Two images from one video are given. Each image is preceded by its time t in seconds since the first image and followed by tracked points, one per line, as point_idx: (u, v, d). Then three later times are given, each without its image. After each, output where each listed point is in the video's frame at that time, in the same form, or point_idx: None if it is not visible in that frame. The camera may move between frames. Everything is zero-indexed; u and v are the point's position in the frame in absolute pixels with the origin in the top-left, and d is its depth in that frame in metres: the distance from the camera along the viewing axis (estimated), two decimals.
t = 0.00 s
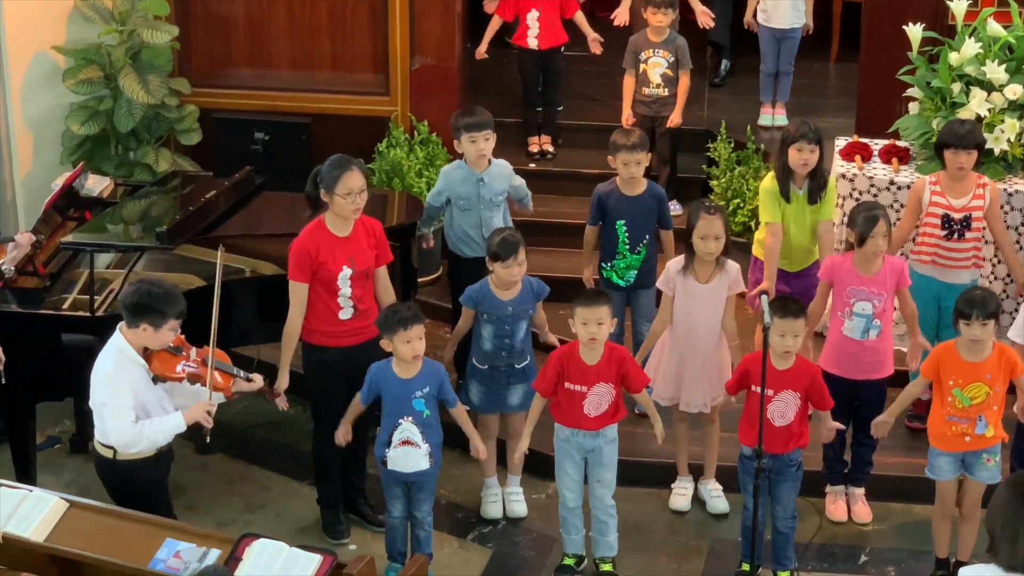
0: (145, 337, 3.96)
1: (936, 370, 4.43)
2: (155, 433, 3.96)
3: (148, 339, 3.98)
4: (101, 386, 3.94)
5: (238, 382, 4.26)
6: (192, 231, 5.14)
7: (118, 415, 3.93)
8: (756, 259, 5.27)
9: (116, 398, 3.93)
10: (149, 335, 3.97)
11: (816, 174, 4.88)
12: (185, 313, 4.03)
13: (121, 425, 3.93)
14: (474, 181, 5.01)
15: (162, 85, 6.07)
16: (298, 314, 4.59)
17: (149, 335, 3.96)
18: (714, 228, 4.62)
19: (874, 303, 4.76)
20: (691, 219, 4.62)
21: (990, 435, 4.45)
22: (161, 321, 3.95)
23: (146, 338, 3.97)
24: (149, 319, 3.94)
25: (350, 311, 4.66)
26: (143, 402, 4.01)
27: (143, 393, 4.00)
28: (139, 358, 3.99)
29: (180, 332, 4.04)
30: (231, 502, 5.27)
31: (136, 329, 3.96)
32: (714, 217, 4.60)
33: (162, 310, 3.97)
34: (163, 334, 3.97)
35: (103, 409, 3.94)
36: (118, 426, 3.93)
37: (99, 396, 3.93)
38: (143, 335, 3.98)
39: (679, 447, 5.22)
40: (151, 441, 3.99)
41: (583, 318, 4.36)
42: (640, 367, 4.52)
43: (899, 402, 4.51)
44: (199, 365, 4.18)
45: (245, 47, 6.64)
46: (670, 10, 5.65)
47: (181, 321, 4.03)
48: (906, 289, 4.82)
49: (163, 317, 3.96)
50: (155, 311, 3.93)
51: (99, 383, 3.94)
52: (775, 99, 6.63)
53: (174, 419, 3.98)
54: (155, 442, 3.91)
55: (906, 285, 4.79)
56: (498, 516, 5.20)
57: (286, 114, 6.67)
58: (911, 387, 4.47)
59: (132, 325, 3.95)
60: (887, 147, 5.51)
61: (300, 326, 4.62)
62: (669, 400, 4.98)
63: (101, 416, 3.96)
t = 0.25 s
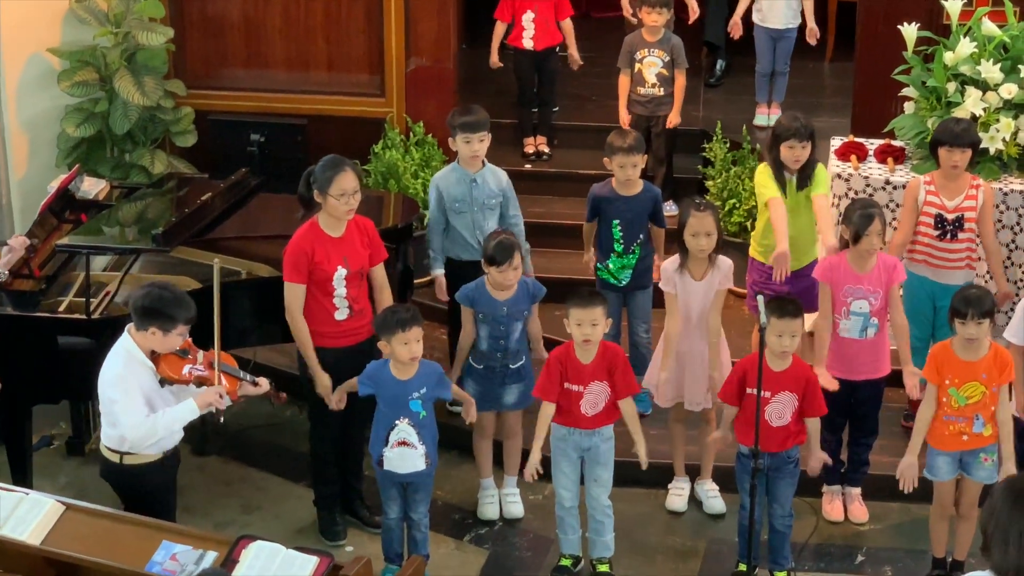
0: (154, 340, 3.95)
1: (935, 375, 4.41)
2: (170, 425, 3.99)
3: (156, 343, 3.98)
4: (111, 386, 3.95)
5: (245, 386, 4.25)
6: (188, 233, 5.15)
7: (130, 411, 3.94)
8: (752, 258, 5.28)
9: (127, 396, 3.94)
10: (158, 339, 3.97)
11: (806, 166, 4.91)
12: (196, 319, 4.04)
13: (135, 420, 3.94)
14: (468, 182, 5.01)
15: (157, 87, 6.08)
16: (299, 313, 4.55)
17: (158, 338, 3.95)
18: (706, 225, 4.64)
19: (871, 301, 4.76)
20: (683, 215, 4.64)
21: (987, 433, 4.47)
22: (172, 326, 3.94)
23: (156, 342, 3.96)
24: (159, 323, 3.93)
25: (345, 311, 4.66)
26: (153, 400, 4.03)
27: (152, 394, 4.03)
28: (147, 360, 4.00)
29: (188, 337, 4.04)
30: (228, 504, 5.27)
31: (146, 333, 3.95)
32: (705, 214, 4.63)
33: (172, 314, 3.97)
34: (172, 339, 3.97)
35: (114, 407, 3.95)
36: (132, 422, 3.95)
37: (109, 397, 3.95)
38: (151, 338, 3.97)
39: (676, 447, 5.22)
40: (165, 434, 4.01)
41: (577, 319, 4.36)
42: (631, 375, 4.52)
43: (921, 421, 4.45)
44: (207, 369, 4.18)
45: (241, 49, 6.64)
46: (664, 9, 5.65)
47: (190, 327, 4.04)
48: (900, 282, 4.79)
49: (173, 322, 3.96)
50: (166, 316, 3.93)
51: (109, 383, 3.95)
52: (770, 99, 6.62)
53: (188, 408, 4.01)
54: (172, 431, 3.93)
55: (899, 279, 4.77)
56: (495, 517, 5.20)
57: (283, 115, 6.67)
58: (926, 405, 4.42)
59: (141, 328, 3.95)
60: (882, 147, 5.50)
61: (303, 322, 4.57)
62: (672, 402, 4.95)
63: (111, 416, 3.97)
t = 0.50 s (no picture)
0: (149, 340, 3.97)
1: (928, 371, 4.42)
2: (167, 413, 3.97)
3: (152, 343, 4.00)
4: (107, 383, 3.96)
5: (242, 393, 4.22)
6: (179, 238, 5.14)
7: (128, 402, 3.93)
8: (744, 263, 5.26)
9: (124, 389, 3.94)
10: (154, 339, 3.99)
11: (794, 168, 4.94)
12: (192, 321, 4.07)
13: (134, 410, 3.93)
14: (458, 181, 5.03)
15: (147, 92, 6.08)
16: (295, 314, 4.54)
17: (153, 338, 3.97)
18: (694, 223, 4.69)
19: (861, 298, 4.81)
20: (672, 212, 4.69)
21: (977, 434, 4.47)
22: (167, 326, 3.97)
23: (152, 341, 3.98)
24: (155, 322, 3.95)
25: (335, 314, 4.65)
26: (149, 398, 4.04)
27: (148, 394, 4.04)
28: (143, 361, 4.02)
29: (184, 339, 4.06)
30: (219, 509, 5.26)
31: (142, 332, 3.97)
32: (694, 211, 4.68)
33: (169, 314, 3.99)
34: (167, 339, 3.99)
35: (112, 401, 3.96)
36: (131, 413, 3.94)
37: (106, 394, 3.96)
38: (148, 338, 3.99)
39: (668, 451, 5.22)
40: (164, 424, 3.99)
41: (570, 324, 4.40)
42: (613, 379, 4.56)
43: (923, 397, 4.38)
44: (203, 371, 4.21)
45: (231, 53, 6.64)
46: (654, 12, 5.64)
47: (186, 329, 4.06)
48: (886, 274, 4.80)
49: (169, 322, 3.98)
50: (162, 315, 3.95)
51: (106, 380, 3.96)
52: (760, 101, 6.63)
53: (185, 396, 4.00)
54: (171, 417, 3.92)
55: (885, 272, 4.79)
56: (486, 521, 5.20)
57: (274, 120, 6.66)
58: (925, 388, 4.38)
59: (138, 326, 3.96)
60: (872, 149, 5.43)
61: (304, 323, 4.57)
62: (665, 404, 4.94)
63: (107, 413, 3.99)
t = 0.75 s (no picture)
0: (130, 337, 4.01)
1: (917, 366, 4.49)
2: (148, 406, 3.98)
3: (136, 342, 4.04)
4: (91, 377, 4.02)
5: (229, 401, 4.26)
6: (168, 245, 5.13)
7: (109, 395, 3.99)
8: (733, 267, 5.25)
9: (107, 383, 4.00)
10: (136, 337, 4.02)
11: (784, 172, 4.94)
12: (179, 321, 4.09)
13: (114, 402, 3.98)
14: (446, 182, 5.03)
15: (135, 100, 6.07)
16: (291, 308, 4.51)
17: (134, 336, 4.01)
18: (680, 225, 4.74)
19: (850, 299, 4.82)
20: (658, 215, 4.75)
21: (968, 433, 4.50)
22: (148, 325, 3.99)
23: (135, 340, 4.03)
24: (136, 321, 3.99)
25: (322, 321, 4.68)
26: (132, 394, 4.08)
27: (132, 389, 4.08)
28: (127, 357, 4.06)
29: (168, 340, 4.08)
30: (208, 516, 5.25)
31: (126, 331, 4.02)
32: (680, 214, 4.71)
33: (151, 314, 4.01)
34: (148, 339, 4.02)
35: (94, 394, 4.01)
36: (111, 406, 3.99)
37: (89, 386, 4.01)
38: (132, 336, 4.03)
39: (657, 456, 5.23)
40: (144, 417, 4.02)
41: (559, 332, 4.46)
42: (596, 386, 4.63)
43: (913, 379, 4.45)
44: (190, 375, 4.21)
45: (219, 61, 6.63)
46: (641, 18, 5.62)
47: (173, 328, 4.08)
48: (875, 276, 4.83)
49: (150, 322, 4.00)
50: (144, 314, 3.98)
51: (88, 373, 4.02)
52: (748, 107, 6.61)
53: (167, 390, 4.00)
54: (149, 408, 3.93)
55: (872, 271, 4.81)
56: (476, 527, 5.20)
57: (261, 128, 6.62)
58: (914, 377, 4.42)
59: (122, 324, 4.01)
60: (860, 155, 5.48)
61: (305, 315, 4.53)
62: (652, 406, 4.96)
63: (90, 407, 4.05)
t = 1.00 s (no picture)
0: (106, 342, 4.01)
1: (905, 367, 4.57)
2: (129, 406, 3.99)
3: (113, 347, 4.03)
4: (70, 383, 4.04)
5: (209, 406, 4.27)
6: (153, 254, 5.12)
7: (88, 401, 3.99)
8: (720, 275, 5.25)
9: (87, 388, 4.01)
10: (112, 343, 4.02)
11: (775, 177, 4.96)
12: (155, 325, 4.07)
13: (95, 407, 3.99)
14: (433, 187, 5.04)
15: (121, 108, 6.07)
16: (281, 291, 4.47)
17: (110, 341, 4.01)
18: (666, 232, 4.73)
19: (837, 303, 4.81)
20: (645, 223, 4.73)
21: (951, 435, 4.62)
22: (122, 330, 3.98)
23: (111, 345, 4.02)
24: (111, 326, 3.98)
25: (308, 326, 4.69)
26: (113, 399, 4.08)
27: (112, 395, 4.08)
28: (104, 362, 4.06)
29: (146, 344, 4.06)
30: (195, 525, 5.24)
31: (102, 336, 4.02)
32: (666, 221, 4.71)
33: (126, 319, 4.00)
34: (125, 343, 4.01)
35: (74, 400, 4.03)
36: (90, 411, 4.00)
37: (69, 392, 4.03)
38: (108, 342, 4.03)
39: (644, 463, 5.23)
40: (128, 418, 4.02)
41: (547, 340, 4.47)
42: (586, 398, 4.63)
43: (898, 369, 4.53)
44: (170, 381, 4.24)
45: (204, 69, 6.49)
46: (626, 26, 5.51)
47: (151, 332, 4.07)
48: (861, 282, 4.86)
49: (124, 326, 3.99)
50: (118, 319, 3.97)
51: (67, 380, 4.04)
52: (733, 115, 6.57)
53: (150, 387, 4.02)
54: (134, 406, 3.95)
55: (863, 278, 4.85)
56: (463, 535, 5.19)
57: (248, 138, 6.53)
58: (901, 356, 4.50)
59: (97, 329, 4.01)
60: (845, 162, 5.46)
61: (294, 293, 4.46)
62: (635, 408, 4.96)
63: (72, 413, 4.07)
